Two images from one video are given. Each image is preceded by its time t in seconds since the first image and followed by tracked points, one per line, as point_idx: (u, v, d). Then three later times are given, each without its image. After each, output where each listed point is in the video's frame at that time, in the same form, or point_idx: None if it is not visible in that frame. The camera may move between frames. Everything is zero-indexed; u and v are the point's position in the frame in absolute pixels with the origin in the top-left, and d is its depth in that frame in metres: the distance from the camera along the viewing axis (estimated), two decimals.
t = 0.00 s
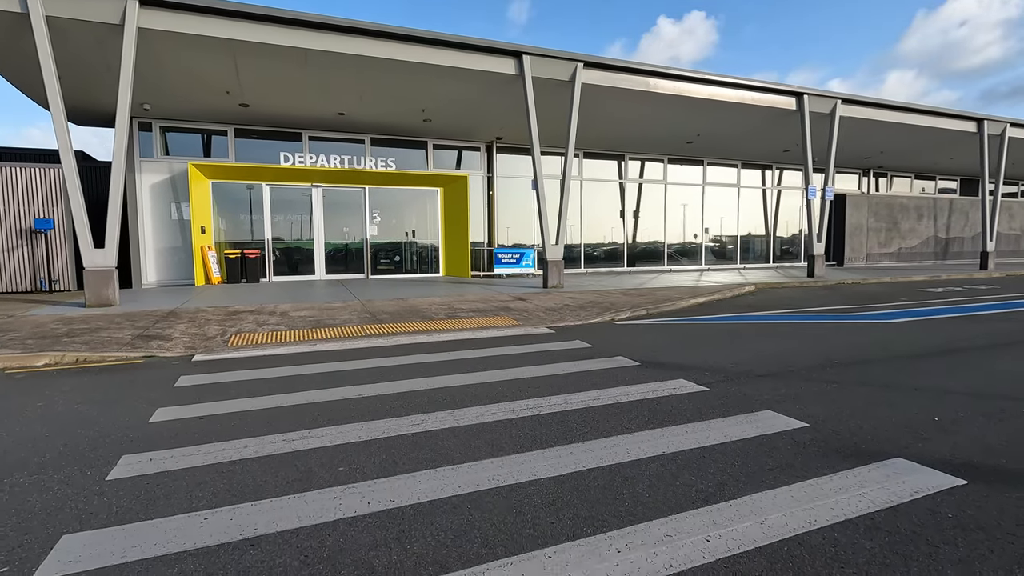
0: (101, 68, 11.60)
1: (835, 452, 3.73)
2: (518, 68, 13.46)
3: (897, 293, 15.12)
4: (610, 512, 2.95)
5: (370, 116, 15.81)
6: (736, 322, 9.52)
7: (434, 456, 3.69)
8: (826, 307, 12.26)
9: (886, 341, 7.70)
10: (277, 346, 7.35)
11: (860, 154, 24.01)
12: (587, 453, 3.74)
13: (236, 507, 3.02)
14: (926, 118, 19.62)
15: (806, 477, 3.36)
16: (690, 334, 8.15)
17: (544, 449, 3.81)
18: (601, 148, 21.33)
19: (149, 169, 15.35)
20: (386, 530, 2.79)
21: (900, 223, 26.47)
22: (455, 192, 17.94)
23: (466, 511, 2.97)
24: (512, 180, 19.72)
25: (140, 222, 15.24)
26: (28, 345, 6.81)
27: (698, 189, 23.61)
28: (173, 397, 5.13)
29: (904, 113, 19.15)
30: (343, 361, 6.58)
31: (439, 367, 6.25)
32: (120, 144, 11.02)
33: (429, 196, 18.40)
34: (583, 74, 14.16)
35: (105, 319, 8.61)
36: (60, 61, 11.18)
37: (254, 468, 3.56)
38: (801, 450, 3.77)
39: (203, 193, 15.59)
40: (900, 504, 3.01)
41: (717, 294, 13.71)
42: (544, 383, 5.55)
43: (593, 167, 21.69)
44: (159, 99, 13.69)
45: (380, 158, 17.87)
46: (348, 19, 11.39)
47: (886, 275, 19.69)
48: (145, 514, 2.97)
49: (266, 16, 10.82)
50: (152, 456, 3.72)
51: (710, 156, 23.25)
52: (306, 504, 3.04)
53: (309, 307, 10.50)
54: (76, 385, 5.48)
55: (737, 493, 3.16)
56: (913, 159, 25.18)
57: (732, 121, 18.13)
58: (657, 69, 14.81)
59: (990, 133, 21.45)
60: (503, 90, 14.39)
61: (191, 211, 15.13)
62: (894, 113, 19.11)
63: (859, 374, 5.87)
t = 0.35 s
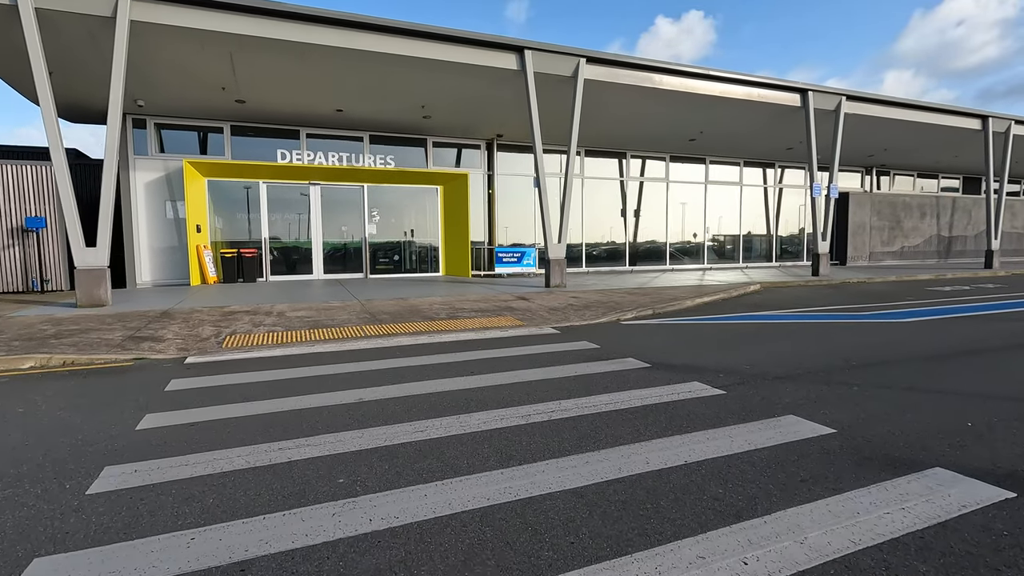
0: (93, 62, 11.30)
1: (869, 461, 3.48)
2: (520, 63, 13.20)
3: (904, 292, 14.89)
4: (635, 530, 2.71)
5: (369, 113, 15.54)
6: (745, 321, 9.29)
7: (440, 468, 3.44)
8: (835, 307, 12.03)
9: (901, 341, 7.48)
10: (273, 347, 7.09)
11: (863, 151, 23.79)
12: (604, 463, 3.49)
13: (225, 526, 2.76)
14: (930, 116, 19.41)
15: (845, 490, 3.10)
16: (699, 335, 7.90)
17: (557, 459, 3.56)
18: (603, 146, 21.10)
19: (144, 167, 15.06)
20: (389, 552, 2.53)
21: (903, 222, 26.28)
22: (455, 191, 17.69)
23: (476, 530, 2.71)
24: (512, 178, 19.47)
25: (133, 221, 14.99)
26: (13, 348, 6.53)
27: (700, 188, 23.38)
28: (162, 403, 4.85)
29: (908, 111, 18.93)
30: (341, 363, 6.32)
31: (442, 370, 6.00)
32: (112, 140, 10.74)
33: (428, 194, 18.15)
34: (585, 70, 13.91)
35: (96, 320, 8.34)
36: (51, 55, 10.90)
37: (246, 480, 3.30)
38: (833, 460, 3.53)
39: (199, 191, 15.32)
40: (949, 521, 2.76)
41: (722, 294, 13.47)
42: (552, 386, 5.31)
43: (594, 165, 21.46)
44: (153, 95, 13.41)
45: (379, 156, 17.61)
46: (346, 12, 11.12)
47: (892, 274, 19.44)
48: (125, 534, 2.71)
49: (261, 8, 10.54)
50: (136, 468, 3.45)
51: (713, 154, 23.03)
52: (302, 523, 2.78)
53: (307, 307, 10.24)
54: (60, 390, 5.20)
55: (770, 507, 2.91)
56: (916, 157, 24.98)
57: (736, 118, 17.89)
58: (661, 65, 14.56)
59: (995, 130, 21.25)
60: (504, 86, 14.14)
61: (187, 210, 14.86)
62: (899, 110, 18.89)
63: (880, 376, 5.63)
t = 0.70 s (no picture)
0: (82, 57, 10.97)
1: (915, 475, 3.21)
2: (521, 58, 12.92)
3: (913, 292, 14.63)
4: (670, 558, 2.42)
5: (367, 110, 15.25)
6: (756, 322, 9.03)
7: (448, 484, 3.15)
8: (844, 307, 11.76)
9: (920, 342, 7.21)
10: (269, 350, 6.78)
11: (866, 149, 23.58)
12: (627, 478, 3.21)
13: (211, 555, 2.47)
14: (935, 113, 19.19)
15: (895, 510, 2.82)
16: (710, 336, 7.64)
17: (575, 474, 3.27)
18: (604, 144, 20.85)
19: (137, 165, 14.73)
20: None
21: (905, 221, 26.08)
22: (455, 189, 17.41)
23: (492, 559, 2.42)
24: (512, 176, 19.20)
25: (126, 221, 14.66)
26: None
27: (702, 186, 23.15)
28: (148, 411, 4.56)
29: (913, 108, 18.72)
30: (339, 368, 6.03)
31: (446, 375, 5.71)
32: (103, 137, 10.42)
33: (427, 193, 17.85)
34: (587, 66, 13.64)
35: (84, 322, 8.02)
36: (39, 49, 10.57)
37: (236, 499, 3.01)
38: (875, 474, 3.25)
39: (193, 190, 14.99)
40: (1017, 545, 2.49)
41: (728, 294, 13.20)
42: (563, 391, 5.04)
43: (595, 163, 21.21)
44: (146, 92, 13.08)
45: (377, 154, 17.31)
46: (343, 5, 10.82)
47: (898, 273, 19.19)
48: (98, 565, 2.41)
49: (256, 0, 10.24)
50: (116, 486, 3.15)
51: (714, 152, 22.80)
52: (297, 551, 2.49)
53: (304, 308, 9.95)
54: (40, 397, 4.90)
55: (816, 530, 2.63)
56: (919, 155, 24.79)
57: (739, 115, 17.65)
58: (664, 60, 14.30)
59: (999, 128, 21.05)
60: (505, 82, 13.86)
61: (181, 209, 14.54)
62: (903, 107, 18.67)
63: (906, 380, 5.36)
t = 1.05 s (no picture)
0: (73, 54, 10.69)
1: (960, 495, 2.97)
2: (522, 56, 12.69)
3: (919, 292, 14.42)
4: None
5: (365, 109, 15.00)
6: (765, 324, 8.80)
7: (457, 506, 2.90)
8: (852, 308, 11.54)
9: (939, 345, 6.98)
10: (265, 356, 6.52)
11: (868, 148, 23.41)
12: (650, 498, 2.97)
13: None
14: (939, 112, 19.01)
15: (947, 536, 2.58)
16: (721, 339, 7.40)
17: (594, 494, 3.02)
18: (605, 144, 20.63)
19: (130, 165, 14.44)
20: None
21: (907, 221, 25.91)
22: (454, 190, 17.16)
23: None
24: (512, 176, 18.96)
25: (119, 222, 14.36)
26: None
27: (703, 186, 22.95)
28: (134, 423, 4.29)
29: (917, 107, 18.53)
30: (337, 374, 5.77)
31: (449, 382, 5.46)
32: (93, 136, 10.15)
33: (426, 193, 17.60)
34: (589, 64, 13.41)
35: (72, 326, 7.75)
36: (27, 46, 10.29)
37: (225, 525, 2.75)
38: (917, 493, 3.01)
39: (187, 191, 14.71)
40: None
41: (733, 295, 12.97)
42: (572, 399, 4.79)
43: (596, 163, 21.00)
44: (139, 90, 12.80)
45: (375, 154, 17.05)
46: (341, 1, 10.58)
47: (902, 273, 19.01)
48: None
49: None
50: (94, 509, 2.90)
51: (716, 151, 22.61)
52: None
53: (301, 311, 9.68)
54: (21, 408, 4.63)
55: (864, 560, 2.39)
56: (921, 154, 24.62)
57: (742, 114, 17.45)
58: (667, 58, 14.08)
59: (1003, 127, 20.89)
60: (506, 80, 13.62)
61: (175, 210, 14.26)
62: (907, 106, 18.48)
63: (931, 387, 5.13)
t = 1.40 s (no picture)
0: (62, 46, 10.37)
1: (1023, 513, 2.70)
2: (523, 50, 12.42)
3: (927, 292, 14.20)
4: None
5: (363, 105, 14.70)
6: (777, 324, 8.54)
7: (471, 528, 2.62)
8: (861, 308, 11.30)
9: (961, 345, 6.73)
10: (259, 359, 6.21)
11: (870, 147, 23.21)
12: (684, 518, 2.68)
13: None
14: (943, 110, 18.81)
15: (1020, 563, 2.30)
16: (735, 340, 7.13)
17: (620, 513, 2.74)
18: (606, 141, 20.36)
19: (122, 162, 14.12)
20: None
21: (909, 220, 25.71)
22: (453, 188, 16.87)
23: None
24: (512, 174, 18.68)
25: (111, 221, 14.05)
26: None
27: (705, 184, 22.71)
28: (116, 432, 3.99)
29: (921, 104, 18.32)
30: (335, 378, 5.48)
31: (454, 386, 5.17)
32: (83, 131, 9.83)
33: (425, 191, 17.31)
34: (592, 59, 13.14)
35: (58, 328, 7.43)
36: (14, 38, 9.96)
37: (212, 550, 2.46)
38: (975, 510, 2.74)
39: (181, 188, 14.39)
40: None
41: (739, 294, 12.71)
42: (586, 405, 4.52)
43: (597, 162, 20.73)
44: (131, 84, 12.48)
45: (373, 151, 16.75)
46: None
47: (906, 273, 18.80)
48: None
49: None
50: (67, 533, 2.61)
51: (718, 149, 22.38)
52: None
53: (298, 312, 9.38)
54: None
55: None
56: (924, 153, 24.42)
57: (745, 111, 17.22)
58: (671, 53, 13.82)
59: (1007, 125, 20.69)
60: (507, 75, 13.33)
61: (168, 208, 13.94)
62: (912, 103, 18.26)
63: (963, 390, 4.86)
